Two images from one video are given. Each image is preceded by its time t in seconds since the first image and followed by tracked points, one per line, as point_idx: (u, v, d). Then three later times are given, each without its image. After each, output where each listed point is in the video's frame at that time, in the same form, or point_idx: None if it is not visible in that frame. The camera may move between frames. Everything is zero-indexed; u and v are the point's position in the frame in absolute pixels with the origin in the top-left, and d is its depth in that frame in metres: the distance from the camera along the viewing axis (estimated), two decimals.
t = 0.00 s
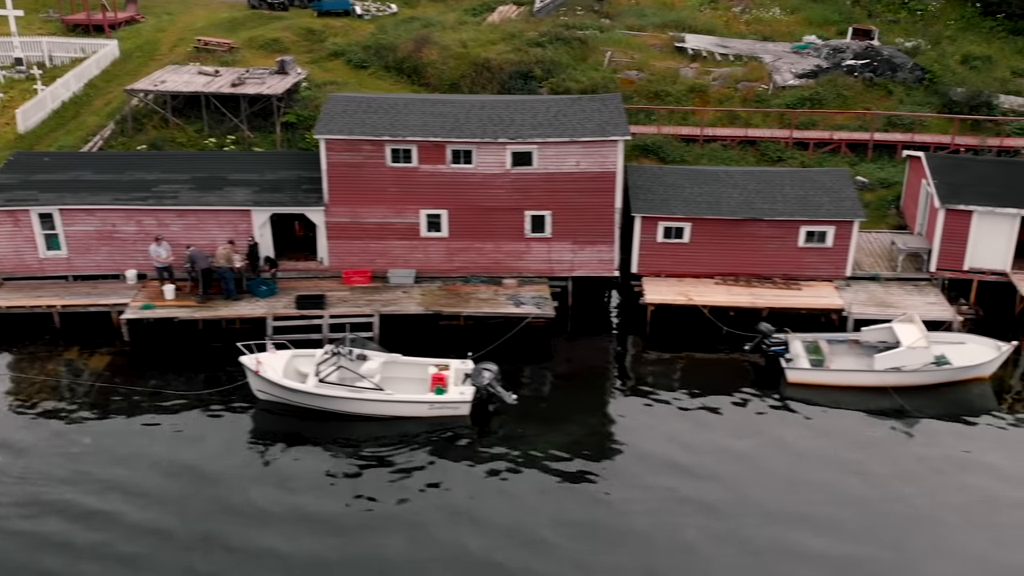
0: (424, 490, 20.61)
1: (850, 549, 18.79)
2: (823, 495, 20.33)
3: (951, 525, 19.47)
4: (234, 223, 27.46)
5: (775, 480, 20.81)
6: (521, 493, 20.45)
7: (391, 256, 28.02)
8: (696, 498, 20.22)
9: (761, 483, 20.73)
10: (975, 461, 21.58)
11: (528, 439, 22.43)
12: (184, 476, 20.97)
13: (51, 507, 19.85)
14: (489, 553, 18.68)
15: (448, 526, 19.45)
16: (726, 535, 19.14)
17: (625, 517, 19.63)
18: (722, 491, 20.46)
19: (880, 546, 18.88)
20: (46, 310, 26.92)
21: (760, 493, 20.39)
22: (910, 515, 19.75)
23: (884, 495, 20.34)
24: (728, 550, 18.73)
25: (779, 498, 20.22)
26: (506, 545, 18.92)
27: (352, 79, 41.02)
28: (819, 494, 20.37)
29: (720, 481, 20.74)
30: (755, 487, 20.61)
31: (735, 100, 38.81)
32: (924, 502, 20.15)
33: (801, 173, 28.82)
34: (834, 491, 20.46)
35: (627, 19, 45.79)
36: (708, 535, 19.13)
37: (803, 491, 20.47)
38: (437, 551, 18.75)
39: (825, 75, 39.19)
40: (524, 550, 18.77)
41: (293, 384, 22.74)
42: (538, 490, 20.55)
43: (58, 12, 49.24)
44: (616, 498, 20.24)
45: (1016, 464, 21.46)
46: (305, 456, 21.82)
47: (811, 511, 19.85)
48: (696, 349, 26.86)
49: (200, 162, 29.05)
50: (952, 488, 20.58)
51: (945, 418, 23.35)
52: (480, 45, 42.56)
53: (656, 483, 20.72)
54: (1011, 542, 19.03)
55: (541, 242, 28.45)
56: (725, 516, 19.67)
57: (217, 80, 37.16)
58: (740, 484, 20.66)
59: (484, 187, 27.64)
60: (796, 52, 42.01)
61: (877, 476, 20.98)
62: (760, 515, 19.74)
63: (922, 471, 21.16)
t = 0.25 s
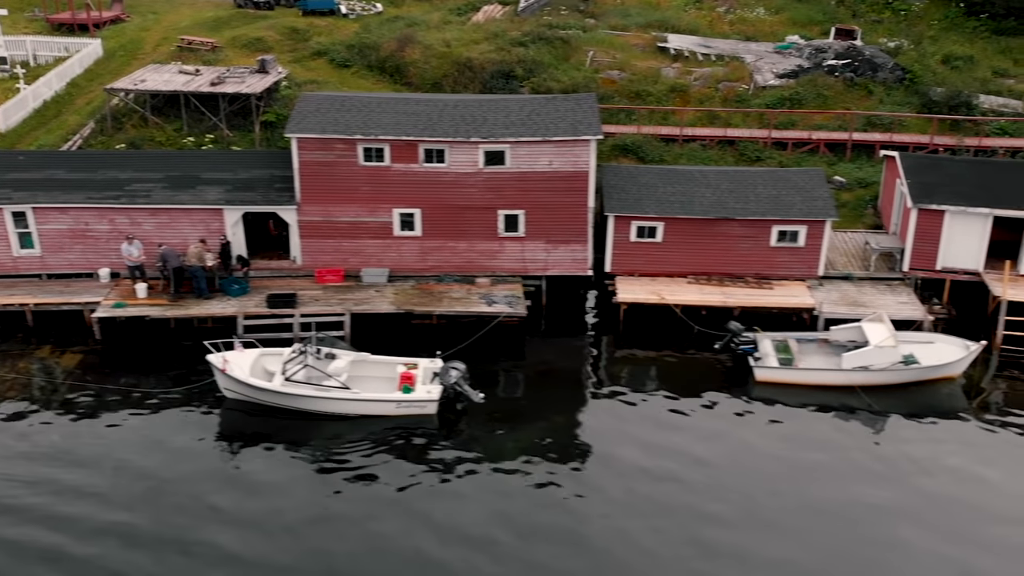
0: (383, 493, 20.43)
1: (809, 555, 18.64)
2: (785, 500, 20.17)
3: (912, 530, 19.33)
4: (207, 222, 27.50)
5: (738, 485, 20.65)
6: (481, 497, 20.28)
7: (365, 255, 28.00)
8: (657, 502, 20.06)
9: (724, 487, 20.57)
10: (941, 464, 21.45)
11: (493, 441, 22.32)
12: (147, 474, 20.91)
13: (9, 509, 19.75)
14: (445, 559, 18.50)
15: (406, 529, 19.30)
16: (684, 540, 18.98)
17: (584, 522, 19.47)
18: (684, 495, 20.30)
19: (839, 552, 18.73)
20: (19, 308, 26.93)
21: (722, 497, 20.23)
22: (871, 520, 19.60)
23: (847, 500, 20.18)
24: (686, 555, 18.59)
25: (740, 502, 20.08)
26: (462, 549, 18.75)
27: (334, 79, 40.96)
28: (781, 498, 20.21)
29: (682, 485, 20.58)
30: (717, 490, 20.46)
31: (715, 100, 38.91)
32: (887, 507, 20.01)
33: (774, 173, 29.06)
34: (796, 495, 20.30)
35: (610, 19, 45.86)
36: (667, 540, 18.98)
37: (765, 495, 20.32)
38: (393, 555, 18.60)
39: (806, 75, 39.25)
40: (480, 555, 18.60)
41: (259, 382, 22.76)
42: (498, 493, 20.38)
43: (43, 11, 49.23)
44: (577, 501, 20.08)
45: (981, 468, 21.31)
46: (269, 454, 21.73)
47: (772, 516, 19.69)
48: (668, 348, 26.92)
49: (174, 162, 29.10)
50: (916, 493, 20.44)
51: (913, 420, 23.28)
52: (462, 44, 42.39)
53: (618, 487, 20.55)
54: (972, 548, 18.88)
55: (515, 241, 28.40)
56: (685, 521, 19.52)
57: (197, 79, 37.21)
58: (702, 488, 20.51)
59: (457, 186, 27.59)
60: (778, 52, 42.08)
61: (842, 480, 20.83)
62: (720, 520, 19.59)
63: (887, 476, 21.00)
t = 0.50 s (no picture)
0: (344, 494, 20.33)
1: (767, 559, 18.56)
2: (746, 503, 20.09)
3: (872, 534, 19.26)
4: (180, 221, 27.53)
5: (699, 488, 20.57)
6: (441, 499, 20.17)
7: (338, 254, 27.98)
8: (618, 504, 19.97)
9: (686, 490, 20.49)
10: (906, 467, 21.38)
11: (457, 442, 22.25)
12: (110, 474, 20.90)
13: None
14: (402, 562, 18.40)
15: (365, 531, 19.22)
16: (643, 543, 18.90)
17: (543, 524, 19.38)
18: (645, 497, 20.20)
19: (797, 556, 18.66)
20: None
21: (683, 501, 20.15)
22: (832, 524, 19.53)
23: (808, 504, 20.10)
24: (644, 559, 18.50)
25: (701, 505, 20.01)
26: (419, 552, 18.66)
27: (316, 78, 40.89)
28: (742, 501, 20.13)
29: (644, 488, 20.48)
30: (676, 494, 20.38)
31: (696, 100, 39.03)
32: (849, 510, 19.93)
33: (747, 173, 29.21)
34: (758, 499, 20.23)
35: (594, 19, 45.93)
36: (625, 543, 18.88)
37: (727, 498, 20.23)
38: (350, 558, 18.51)
39: (786, 75, 39.33)
40: (437, 558, 18.49)
41: (225, 381, 22.79)
42: (459, 495, 20.28)
43: (29, 10, 49.22)
44: (537, 504, 19.98)
45: (946, 471, 21.23)
46: (232, 454, 21.70)
47: (733, 519, 19.61)
48: (639, 347, 26.98)
49: (149, 160, 29.13)
50: (878, 497, 20.36)
51: (880, 420, 23.25)
52: (445, 43, 42.22)
53: (579, 489, 20.45)
54: (932, 552, 18.81)
55: (488, 240, 28.29)
56: (645, 524, 19.42)
57: (177, 78, 37.23)
58: (664, 492, 20.42)
59: (430, 185, 27.52)
60: (760, 52, 42.17)
61: (805, 483, 20.74)
62: (680, 523, 19.51)
63: (851, 479, 20.92)
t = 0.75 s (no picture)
0: (305, 496, 20.24)
1: (725, 564, 18.51)
2: (708, 508, 20.02)
3: (833, 539, 19.20)
4: (152, 220, 27.55)
5: (662, 492, 20.49)
6: (402, 502, 20.11)
7: (311, 253, 27.92)
8: (579, 508, 19.92)
9: (649, 493, 20.42)
10: (871, 471, 21.32)
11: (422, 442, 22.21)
12: (73, 474, 20.86)
13: None
14: (359, 566, 18.34)
15: (325, 533, 19.19)
16: (602, 548, 18.84)
17: (503, 528, 19.33)
18: (608, 501, 20.13)
19: (757, 561, 18.59)
20: None
21: (646, 504, 20.08)
22: (794, 529, 19.47)
23: (771, 508, 20.03)
24: (602, 563, 18.45)
25: (663, 510, 19.94)
26: (378, 556, 18.60)
27: (298, 77, 40.89)
28: (704, 505, 20.09)
29: (605, 492, 20.39)
30: (638, 497, 20.29)
31: (677, 100, 39.15)
32: (811, 514, 19.88)
33: (720, 172, 29.31)
34: (720, 503, 20.15)
35: (578, 19, 45.97)
36: (585, 547, 18.83)
37: (689, 502, 20.17)
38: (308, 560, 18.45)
39: (766, 75, 39.41)
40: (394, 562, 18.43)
41: (192, 380, 22.81)
42: (421, 498, 20.21)
43: (14, 9, 49.26)
44: (499, 508, 19.92)
45: (911, 475, 21.18)
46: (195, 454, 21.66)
47: (694, 524, 19.55)
48: (611, 346, 27.00)
49: (123, 159, 29.15)
50: (842, 501, 20.29)
51: (847, 421, 23.24)
52: (427, 43, 42.25)
53: (542, 492, 20.37)
54: (891, 558, 18.74)
55: (462, 240, 28.12)
56: (605, 527, 19.37)
57: (157, 77, 37.26)
58: (626, 495, 20.35)
59: (403, 184, 27.36)
60: (742, 52, 42.26)
61: (769, 486, 20.69)
62: (641, 527, 19.44)
63: (815, 482, 20.86)
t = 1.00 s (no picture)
0: (267, 498, 20.21)
1: (684, 567, 18.48)
2: (669, 511, 19.96)
3: (794, 542, 19.16)
4: (126, 219, 27.59)
5: (625, 494, 20.46)
6: (363, 504, 20.07)
7: (284, 252, 27.86)
8: (540, 510, 19.89)
9: (612, 496, 20.39)
10: (836, 473, 21.28)
11: (388, 443, 22.19)
12: (36, 475, 20.83)
13: None
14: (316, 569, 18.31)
15: (285, 535, 19.18)
16: (562, 551, 18.80)
17: (464, 530, 19.31)
18: (568, 505, 20.04)
19: (716, 565, 18.56)
20: None
21: (608, 507, 20.05)
22: (755, 532, 19.43)
23: (733, 511, 20.00)
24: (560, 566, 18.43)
25: (625, 512, 19.91)
26: (336, 558, 18.58)
27: (280, 77, 40.91)
28: (666, 508, 20.05)
29: (566, 496, 20.31)
30: (599, 501, 20.20)
31: (657, 100, 39.24)
32: (773, 517, 19.85)
33: (694, 172, 29.42)
34: (681, 507, 20.07)
35: (561, 18, 46.00)
36: (545, 550, 18.81)
37: (651, 505, 20.14)
38: (266, 563, 18.44)
39: (746, 75, 39.50)
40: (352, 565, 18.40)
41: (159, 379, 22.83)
42: (383, 500, 20.18)
43: None
44: (460, 510, 19.89)
45: (875, 477, 21.14)
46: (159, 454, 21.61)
47: (655, 527, 19.50)
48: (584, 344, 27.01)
49: (98, 158, 29.17)
50: (804, 504, 20.26)
51: (814, 421, 23.24)
52: (410, 42, 42.22)
53: (502, 496, 20.29)
54: (849, 563, 18.64)
55: (435, 239, 27.97)
56: (566, 530, 19.35)
57: (138, 76, 37.30)
58: (589, 497, 20.31)
59: (376, 184, 27.23)
60: (724, 53, 42.34)
61: (732, 489, 20.65)
62: (600, 532, 19.35)
63: (779, 484, 20.82)
